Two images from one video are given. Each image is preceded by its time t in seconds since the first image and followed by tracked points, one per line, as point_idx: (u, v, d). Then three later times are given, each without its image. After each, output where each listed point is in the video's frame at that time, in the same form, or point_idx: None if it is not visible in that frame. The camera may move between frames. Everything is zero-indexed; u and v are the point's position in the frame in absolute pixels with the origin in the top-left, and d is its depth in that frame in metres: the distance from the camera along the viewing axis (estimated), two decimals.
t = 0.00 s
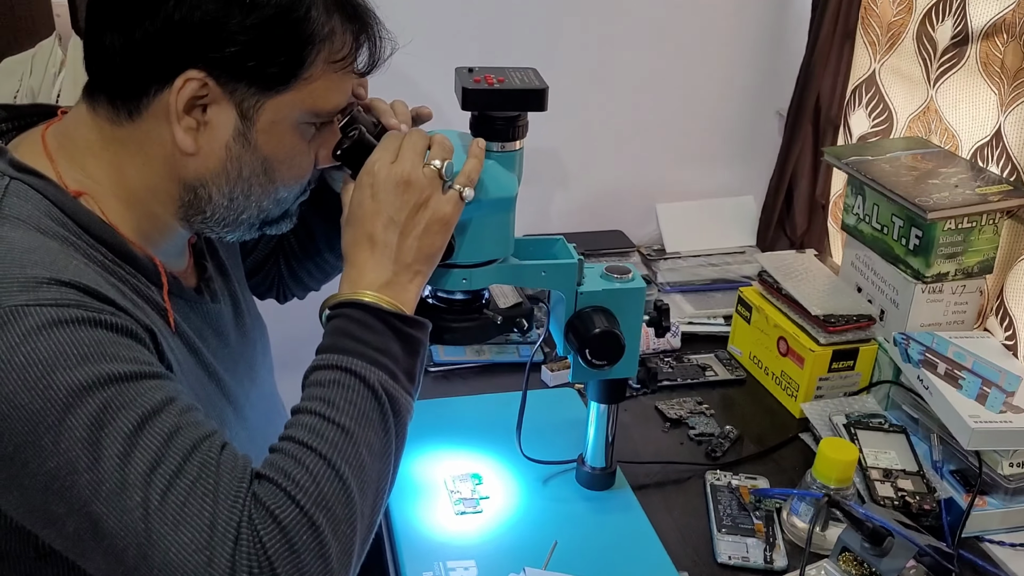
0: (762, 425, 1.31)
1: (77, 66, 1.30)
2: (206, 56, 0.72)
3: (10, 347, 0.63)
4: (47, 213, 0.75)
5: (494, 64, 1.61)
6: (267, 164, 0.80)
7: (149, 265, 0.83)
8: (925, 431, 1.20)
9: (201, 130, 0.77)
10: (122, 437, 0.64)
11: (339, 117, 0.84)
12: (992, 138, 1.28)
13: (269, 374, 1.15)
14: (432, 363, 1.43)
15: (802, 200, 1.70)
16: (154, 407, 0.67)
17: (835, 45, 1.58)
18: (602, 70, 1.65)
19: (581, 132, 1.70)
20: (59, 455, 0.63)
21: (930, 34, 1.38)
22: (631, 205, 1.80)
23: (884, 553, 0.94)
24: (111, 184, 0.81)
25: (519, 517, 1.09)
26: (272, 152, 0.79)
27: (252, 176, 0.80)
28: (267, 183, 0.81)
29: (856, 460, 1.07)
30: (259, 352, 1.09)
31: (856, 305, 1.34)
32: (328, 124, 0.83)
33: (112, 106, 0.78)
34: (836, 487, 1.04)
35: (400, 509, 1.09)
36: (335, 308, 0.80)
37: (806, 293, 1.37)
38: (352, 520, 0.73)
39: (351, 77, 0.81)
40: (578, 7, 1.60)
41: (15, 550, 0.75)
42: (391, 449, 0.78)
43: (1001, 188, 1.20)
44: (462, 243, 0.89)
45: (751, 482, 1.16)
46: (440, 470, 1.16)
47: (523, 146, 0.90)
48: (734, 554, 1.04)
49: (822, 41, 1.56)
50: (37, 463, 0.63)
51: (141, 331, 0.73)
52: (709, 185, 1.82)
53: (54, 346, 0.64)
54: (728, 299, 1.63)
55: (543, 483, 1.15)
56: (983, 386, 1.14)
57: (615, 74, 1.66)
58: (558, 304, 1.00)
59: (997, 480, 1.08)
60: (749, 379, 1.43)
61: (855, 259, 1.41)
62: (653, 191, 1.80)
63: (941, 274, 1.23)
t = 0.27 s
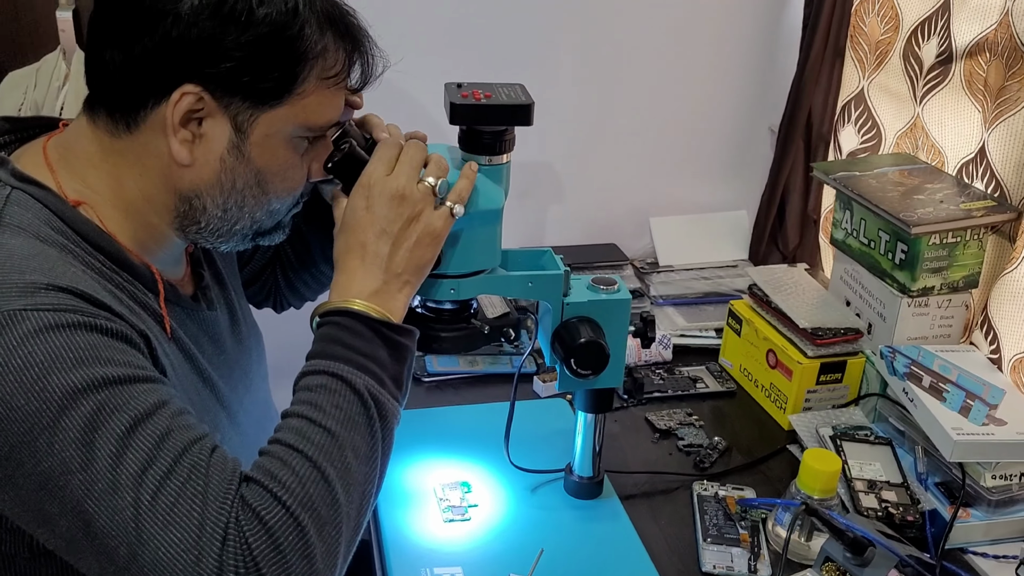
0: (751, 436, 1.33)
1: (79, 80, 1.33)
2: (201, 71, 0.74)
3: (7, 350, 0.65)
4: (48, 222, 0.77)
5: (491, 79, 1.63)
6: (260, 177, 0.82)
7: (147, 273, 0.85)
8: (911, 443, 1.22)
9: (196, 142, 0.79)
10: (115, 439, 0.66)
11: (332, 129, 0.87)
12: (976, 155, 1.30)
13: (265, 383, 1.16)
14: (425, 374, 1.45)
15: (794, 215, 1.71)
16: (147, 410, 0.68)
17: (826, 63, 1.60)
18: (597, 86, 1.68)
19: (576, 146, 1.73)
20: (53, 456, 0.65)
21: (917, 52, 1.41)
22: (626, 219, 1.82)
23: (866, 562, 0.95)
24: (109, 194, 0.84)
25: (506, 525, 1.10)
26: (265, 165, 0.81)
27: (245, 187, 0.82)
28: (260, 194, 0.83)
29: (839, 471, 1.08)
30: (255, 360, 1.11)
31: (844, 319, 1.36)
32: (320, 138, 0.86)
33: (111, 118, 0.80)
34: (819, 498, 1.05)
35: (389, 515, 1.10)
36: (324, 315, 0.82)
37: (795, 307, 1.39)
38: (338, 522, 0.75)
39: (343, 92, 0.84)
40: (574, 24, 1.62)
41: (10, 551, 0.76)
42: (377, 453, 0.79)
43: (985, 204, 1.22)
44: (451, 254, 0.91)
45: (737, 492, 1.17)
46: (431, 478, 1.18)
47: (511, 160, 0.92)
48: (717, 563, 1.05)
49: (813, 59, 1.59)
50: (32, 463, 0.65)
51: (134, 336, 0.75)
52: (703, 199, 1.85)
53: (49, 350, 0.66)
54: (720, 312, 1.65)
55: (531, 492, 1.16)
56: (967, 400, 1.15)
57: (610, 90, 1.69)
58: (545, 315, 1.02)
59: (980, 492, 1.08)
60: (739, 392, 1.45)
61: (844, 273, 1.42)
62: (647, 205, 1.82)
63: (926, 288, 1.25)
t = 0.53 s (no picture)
0: (744, 438, 1.35)
1: (84, 89, 1.37)
2: (202, 79, 0.77)
3: (14, 349, 0.67)
4: (54, 226, 0.80)
5: (489, 86, 1.66)
6: (259, 181, 0.85)
7: (149, 275, 0.88)
8: (900, 444, 1.24)
9: (197, 148, 0.82)
10: (118, 435, 0.68)
11: (329, 138, 0.91)
12: (965, 161, 1.33)
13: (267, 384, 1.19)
14: (424, 376, 1.47)
15: (790, 220, 1.75)
16: (149, 408, 0.71)
17: (820, 70, 1.63)
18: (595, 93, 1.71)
19: (574, 152, 1.75)
20: (58, 451, 0.67)
21: (908, 60, 1.43)
22: (624, 224, 1.85)
23: (852, 559, 0.98)
24: (113, 199, 0.86)
25: (501, 523, 1.12)
26: (263, 170, 0.84)
27: (245, 192, 0.85)
28: (259, 198, 0.86)
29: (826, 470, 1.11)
30: (257, 362, 1.14)
31: (836, 322, 1.38)
32: (318, 144, 0.88)
33: (115, 125, 0.83)
34: (808, 497, 1.08)
35: (387, 513, 1.13)
36: (325, 317, 0.84)
37: (788, 310, 1.41)
38: (335, 518, 0.77)
39: (339, 99, 0.87)
40: (571, 32, 1.65)
41: (16, 544, 0.79)
42: (374, 451, 0.82)
43: (973, 209, 1.24)
44: (446, 257, 0.93)
45: (728, 492, 1.19)
46: (428, 477, 1.20)
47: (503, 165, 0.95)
48: (708, 560, 1.07)
49: (807, 66, 1.62)
50: (38, 458, 0.67)
51: (137, 337, 0.77)
52: (701, 204, 1.87)
53: (56, 349, 0.68)
54: (716, 316, 1.67)
55: (526, 491, 1.18)
56: (954, 401, 1.17)
57: (607, 97, 1.72)
58: (538, 317, 1.04)
59: (966, 492, 1.11)
60: (734, 394, 1.47)
61: (837, 277, 1.44)
62: (645, 210, 1.84)
63: (916, 291, 1.27)
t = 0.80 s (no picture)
0: (739, 433, 1.36)
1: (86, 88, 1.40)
2: (200, 76, 0.80)
3: (19, 342, 0.70)
4: (57, 222, 0.82)
5: (487, 85, 1.68)
6: (257, 178, 0.87)
7: (150, 270, 0.90)
8: (892, 437, 1.25)
9: (196, 145, 0.84)
10: (120, 424, 0.70)
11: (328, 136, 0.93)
12: (957, 159, 1.35)
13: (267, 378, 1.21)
14: (423, 372, 1.49)
15: (787, 219, 1.76)
16: (151, 398, 0.73)
17: (815, 70, 1.64)
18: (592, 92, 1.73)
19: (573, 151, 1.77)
20: (62, 441, 0.69)
21: (901, 60, 1.46)
22: (622, 222, 1.86)
23: (841, 550, 0.99)
24: (114, 196, 0.89)
25: (498, 516, 1.14)
26: (261, 167, 0.86)
27: (243, 188, 0.87)
28: (257, 195, 0.88)
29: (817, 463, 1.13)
30: (257, 356, 1.16)
31: (830, 319, 1.39)
32: (315, 142, 0.91)
33: (115, 123, 0.85)
34: (799, 489, 1.10)
35: (385, 506, 1.15)
36: (323, 309, 0.86)
37: (782, 307, 1.42)
38: (333, 504, 0.79)
39: (336, 97, 0.89)
40: (569, 32, 1.67)
41: (21, 533, 0.81)
42: (372, 439, 0.84)
43: (964, 206, 1.25)
44: (443, 254, 0.96)
45: (722, 485, 1.22)
46: (426, 471, 1.22)
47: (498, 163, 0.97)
48: (701, 552, 1.09)
49: (802, 65, 1.64)
50: (42, 447, 0.70)
51: (139, 330, 0.79)
52: (698, 203, 1.89)
53: (59, 341, 0.70)
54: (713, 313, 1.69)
55: (522, 484, 1.21)
56: (943, 396, 1.20)
57: (604, 96, 1.74)
58: (533, 314, 1.06)
59: (955, 485, 1.13)
60: (729, 390, 1.49)
61: (831, 275, 1.46)
62: (643, 209, 1.86)
63: (907, 288, 1.29)
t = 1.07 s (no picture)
0: (737, 419, 1.37)
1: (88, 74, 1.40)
2: (201, 62, 0.80)
3: (23, 327, 0.70)
4: (59, 207, 0.83)
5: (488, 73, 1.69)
6: (257, 164, 0.88)
7: (153, 256, 0.91)
8: (889, 423, 1.26)
9: (195, 130, 0.85)
10: (123, 409, 0.71)
11: (327, 123, 0.94)
12: (956, 146, 1.35)
13: (267, 364, 1.22)
14: (424, 358, 1.50)
15: (787, 206, 1.76)
16: (153, 383, 0.74)
17: (816, 57, 1.64)
18: (593, 80, 1.73)
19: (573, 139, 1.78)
20: (66, 424, 0.70)
21: (901, 47, 1.46)
22: (622, 210, 1.87)
23: (836, 533, 1.00)
24: (115, 181, 0.90)
25: (498, 500, 1.15)
26: (260, 153, 0.87)
27: (243, 174, 0.88)
28: (257, 181, 0.89)
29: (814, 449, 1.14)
30: (258, 342, 1.17)
31: (829, 306, 1.40)
32: (315, 128, 0.91)
33: (116, 109, 0.86)
34: (796, 474, 1.11)
35: (385, 491, 1.16)
36: (325, 299, 0.87)
37: (781, 294, 1.43)
38: (332, 490, 0.80)
39: (336, 85, 0.89)
40: (569, 19, 1.67)
41: (25, 513, 0.82)
42: (371, 428, 0.85)
43: (962, 193, 1.26)
44: (442, 240, 0.96)
45: (720, 470, 1.22)
46: (426, 456, 1.24)
47: (497, 149, 0.97)
48: (698, 535, 1.10)
49: (803, 52, 1.64)
50: (46, 430, 0.71)
51: (141, 317, 0.80)
52: (699, 190, 1.89)
53: (62, 327, 0.71)
54: (713, 301, 1.70)
55: (522, 469, 1.22)
56: (940, 381, 1.20)
57: (605, 83, 1.74)
58: (533, 300, 1.07)
59: (951, 470, 1.14)
60: (729, 376, 1.49)
61: (830, 262, 1.46)
62: (643, 197, 1.87)
63: (906, 275, 1.29)
